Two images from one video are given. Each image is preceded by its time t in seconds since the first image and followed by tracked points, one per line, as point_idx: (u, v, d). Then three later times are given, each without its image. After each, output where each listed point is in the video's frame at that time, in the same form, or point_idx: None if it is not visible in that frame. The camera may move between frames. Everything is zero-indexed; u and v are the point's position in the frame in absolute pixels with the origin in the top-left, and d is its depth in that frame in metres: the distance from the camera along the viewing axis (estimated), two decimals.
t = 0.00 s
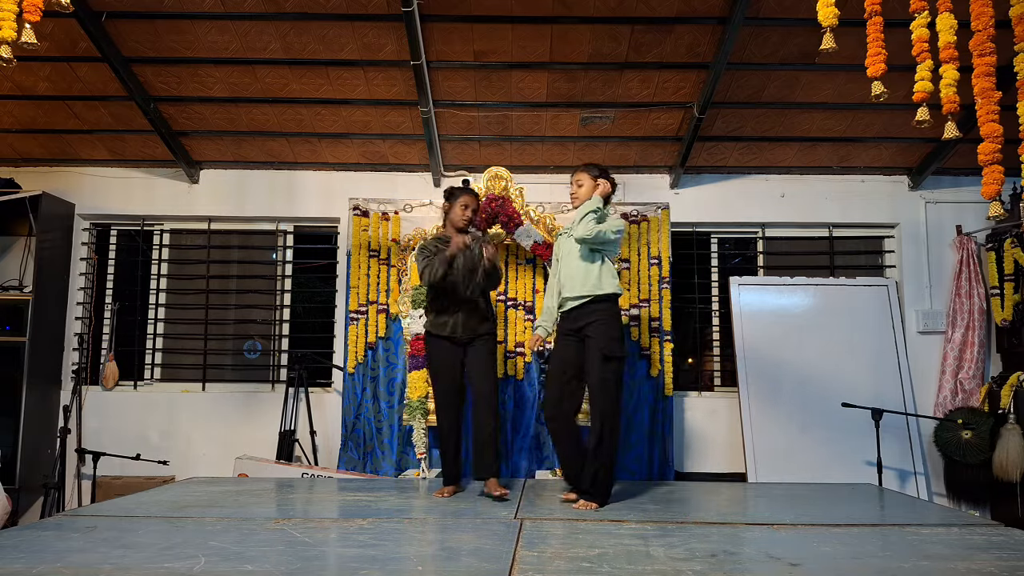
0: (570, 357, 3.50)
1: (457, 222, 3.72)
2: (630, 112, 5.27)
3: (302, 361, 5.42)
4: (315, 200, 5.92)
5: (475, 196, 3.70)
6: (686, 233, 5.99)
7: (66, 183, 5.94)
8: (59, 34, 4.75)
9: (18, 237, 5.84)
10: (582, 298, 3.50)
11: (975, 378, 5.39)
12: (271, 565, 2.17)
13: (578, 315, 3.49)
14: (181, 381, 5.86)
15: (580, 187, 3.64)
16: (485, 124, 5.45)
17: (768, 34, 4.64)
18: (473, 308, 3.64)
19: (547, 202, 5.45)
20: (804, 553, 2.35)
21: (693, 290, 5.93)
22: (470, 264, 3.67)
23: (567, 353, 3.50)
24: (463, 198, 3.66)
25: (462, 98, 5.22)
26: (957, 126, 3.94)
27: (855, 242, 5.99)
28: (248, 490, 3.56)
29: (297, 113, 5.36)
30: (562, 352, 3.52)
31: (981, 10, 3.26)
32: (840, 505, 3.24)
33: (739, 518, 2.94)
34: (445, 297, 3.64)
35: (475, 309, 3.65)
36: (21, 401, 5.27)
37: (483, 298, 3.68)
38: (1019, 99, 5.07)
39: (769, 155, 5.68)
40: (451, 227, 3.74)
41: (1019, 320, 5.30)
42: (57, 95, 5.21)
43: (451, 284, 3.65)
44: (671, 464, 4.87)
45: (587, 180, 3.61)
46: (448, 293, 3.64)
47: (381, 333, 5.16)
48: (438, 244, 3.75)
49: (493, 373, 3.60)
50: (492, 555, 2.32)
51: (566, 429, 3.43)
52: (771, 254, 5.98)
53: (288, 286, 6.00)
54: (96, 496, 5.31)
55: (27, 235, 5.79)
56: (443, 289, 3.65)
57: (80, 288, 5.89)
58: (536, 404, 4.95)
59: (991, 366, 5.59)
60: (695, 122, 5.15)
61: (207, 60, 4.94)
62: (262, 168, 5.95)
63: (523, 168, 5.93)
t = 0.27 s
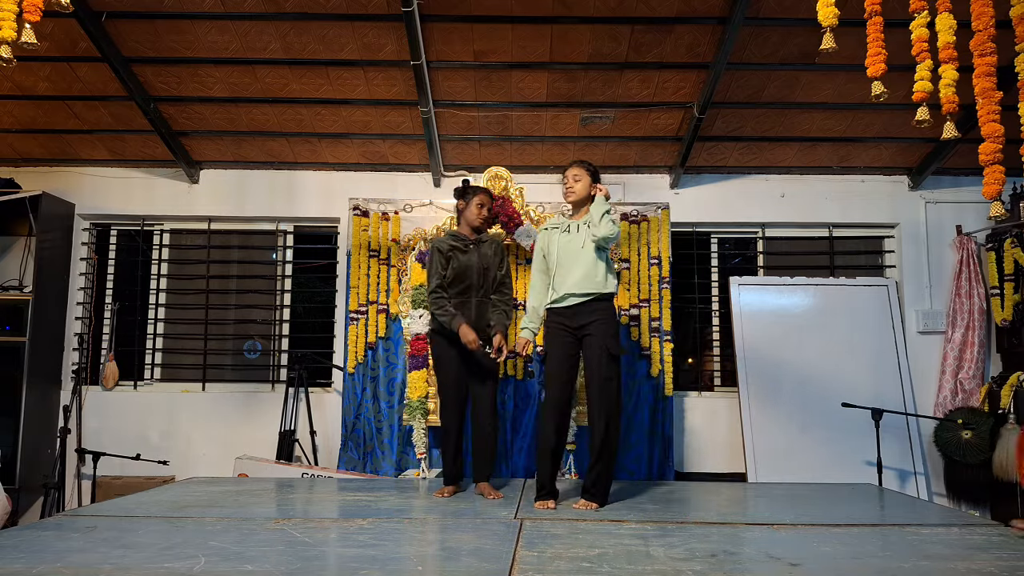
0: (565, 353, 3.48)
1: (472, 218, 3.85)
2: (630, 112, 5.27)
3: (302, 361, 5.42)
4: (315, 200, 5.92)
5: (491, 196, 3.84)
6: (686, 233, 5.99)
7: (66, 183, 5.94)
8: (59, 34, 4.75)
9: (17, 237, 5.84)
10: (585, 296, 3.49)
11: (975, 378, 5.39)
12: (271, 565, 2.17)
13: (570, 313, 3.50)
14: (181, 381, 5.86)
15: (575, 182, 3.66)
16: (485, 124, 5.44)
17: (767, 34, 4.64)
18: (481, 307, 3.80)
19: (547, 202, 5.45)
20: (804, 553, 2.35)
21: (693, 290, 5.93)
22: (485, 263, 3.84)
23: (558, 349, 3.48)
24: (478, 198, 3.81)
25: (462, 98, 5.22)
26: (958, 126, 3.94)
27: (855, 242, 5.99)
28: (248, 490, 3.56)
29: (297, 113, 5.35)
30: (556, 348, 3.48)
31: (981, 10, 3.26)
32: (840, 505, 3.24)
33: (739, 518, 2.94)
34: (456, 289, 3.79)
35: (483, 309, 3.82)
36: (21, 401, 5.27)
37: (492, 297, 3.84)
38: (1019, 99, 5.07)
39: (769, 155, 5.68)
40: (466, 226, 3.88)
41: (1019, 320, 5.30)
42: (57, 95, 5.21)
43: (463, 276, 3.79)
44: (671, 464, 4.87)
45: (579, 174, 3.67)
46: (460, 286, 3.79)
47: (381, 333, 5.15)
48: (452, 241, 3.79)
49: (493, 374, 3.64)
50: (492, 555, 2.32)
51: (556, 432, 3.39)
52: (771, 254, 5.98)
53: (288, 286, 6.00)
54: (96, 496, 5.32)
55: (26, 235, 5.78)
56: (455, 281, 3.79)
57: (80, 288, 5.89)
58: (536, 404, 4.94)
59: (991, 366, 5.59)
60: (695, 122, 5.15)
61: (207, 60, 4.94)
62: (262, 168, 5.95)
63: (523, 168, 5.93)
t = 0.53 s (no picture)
0: (561, 350, 3.47)
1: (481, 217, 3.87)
2: (630, 112, 5.27)
3: (302, 361, 5.42)
4: (315, 200, 5.92)
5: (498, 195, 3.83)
6: (686, 233, 5.99)
7: (66, 183, 5.94)
8: (59, 34, 4.75)
9: (17, 237, 5.84)
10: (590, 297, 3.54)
11: (975, 378, 5.38)
12: (271, 565, 2.17)
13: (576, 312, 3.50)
14: (181, 381, 5.86)
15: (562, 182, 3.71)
16: (485, 124, 5.44)
17: (768, 34, 4.64)
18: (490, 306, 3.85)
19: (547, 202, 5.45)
20: (804, 553, 2.35)
21: (693, 290, 5.93)
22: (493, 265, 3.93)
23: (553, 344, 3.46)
24: (485, 195, 3.79)
25: (462, 98, 5.22)
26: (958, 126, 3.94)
27: (855, 242, 5.99)
28: (248, 490, 3.56)
29: (297, 113, 5.35)
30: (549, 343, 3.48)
31: (982, 10, 3.26)
32: (840, 505, 3.24)
33: (739, 518, 2.94)
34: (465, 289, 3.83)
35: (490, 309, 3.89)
36: (21, 401, 5.27)
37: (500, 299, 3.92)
38: (1019, 99, 5.07)
39: (769, 155, 5.68)
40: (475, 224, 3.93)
41: (1019, 320, 5.29)
42: (57, 95, 5.21)
43: (473, 277, 3.86)
44: (671, 464, 4.88)
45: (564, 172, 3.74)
46: (470, 287, 3.84)
47: (380, 333, 5.15)
48: (461, 241, 3.88)
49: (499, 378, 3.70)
50: (492, 555, 2.32)
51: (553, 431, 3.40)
52: (771, 254, 5.98)
53: (288, 286, 6.00)
54: (96, 496, 5.32)
55: (26, 235, 5.78)
56: (465, 281, 3.85)
57: (80, 288, 5.89)
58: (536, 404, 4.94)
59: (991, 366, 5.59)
60: (695, 122, 5.14)
61: (207, 60, 4.94)
62: (262, 168, 5.95)
63: (523, 168, 5.93)
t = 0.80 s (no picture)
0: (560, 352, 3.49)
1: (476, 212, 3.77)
2: (630, 112, 5.27)
3: (302, 361, 5.43)
4: (315, 200, 5.92)
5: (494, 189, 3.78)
6: (686, 233, 5.99)
7: (66, 183, 5.94)
8: (59, 34, 4.75)
9: (18, 237, 5.84)
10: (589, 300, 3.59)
11: (976, 378, 5.34)
12: (271, 565, 2.17)
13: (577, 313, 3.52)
14: (181, 381, 5.86)
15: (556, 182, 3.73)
16: (485, 124, 5.44)
17: (768, 34, 4.65)
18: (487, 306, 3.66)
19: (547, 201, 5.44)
20: (804, 553, 2.35)
21: (693, 290, 5.93)
22: (489, 263, 3.74)
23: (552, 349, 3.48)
24: (479, 190, 3.74)
25: (462, 98, 5.22)
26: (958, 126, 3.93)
27: (855, 243, 5.99)
28: (248, 490, 3.56)
29: (297, 113, 5.35)
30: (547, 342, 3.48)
31: (982, 10, 3.26)
32: (840, 505, 3.24)
33: (739, 518, 2.93)
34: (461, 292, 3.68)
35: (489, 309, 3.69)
36: (21, 401, 5.28)
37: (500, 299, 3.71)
38: (1019, 99, 5.07)
39: (769, 155, 5.68)
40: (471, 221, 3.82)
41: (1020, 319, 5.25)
42: (57, 95, 5.21)
43: (469, 278, 3.69)
44: (671, 464, 4.88)
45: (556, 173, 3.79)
46: (466, 289, 3.68)
47: (380, 333, 5.15)
48: (456, 241, 3.74)
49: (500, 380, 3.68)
50: (492, 555, 2.32)
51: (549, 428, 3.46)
52: (771, 254, 5.98)
53: (288, 286, 6.00)
54: (96, 496, 5.32)
55: (27, 235, 5.78)
56: (460, 284, 3.69)
57: (80, 288, 5.89)
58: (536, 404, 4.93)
59: (991, 366, 5.60)
60: (695, 122, 5.14)
61: (207, 60, 4.94)
62: (262, 168, 5.95)
63: (523, 168, 5.93)
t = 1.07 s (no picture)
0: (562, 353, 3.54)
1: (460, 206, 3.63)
2: (630, 112, 5.27)
3: (302, 361, 5.43)
4: (315, 200, 5.92)
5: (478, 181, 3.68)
6: (686, 233, 5.99)
7: (66, 183, 5.94)
8: (59, 34, 4.75)
9: (17, 237, 5.84)
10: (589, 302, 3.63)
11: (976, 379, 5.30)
12: (271, 565, 2.17)
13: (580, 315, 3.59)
14: (181, 381, 5.86)
15: (561, 188, 3.80)
16: (485, 124, 5.45)
17: (768, 34, 4.65)
18: (474, 299, 3.54)
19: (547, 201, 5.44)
20: (804, 553, 2.35)
21: (693, 290, 5.93)
22: (474, 255, 3.62)
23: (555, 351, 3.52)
24: (465, 184, 3.63)
25: (462, 98, 5.22)
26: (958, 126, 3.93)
27: (855, 243, 5.99)
28: (248, 490, 3.56)
29: (297, 113, 5.35)
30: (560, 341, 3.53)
31: (981, 10, 3.25)
32: (840, 505, 3.24)
33: (739, 518, 2.94)
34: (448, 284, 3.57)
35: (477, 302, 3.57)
36: (21, 401, 5.28)
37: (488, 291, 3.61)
38: (1019, 99, 5.07)
39: (769, 155, 5.68)
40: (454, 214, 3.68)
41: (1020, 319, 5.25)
42: (57, 95, 5.21)
43: (455, 269, 3.58)
44: (671, 464, 4.87)
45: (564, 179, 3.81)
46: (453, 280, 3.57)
47: (380, 333, 5.15)
48: (441, 236, 3.64)
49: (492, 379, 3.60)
50: (492, 555, 2.32)
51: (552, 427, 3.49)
52: (771, 254, 5.98)
53: (288, 286, 6.00)
54: (96, 497, 5.32)
55: (27, 235, 5.78)
56: (447, 276, 3.58)
57: (80, 288, 5.89)
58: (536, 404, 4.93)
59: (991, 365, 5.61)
60: (695, 122, 5.14)
61: (207, 60, 4.94)
62: (262, 168, 5.95)
63: (523, 168, 5.93)
